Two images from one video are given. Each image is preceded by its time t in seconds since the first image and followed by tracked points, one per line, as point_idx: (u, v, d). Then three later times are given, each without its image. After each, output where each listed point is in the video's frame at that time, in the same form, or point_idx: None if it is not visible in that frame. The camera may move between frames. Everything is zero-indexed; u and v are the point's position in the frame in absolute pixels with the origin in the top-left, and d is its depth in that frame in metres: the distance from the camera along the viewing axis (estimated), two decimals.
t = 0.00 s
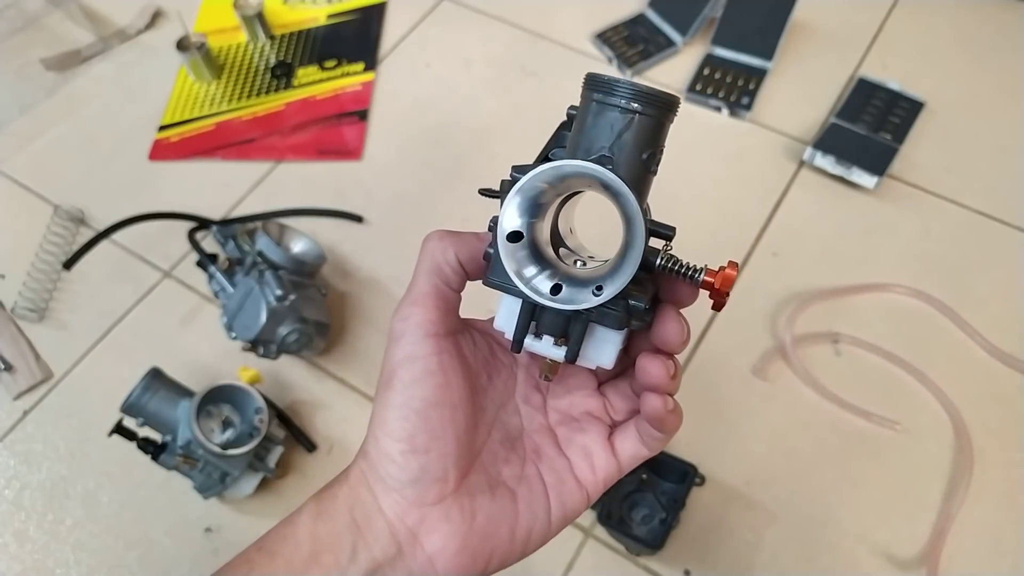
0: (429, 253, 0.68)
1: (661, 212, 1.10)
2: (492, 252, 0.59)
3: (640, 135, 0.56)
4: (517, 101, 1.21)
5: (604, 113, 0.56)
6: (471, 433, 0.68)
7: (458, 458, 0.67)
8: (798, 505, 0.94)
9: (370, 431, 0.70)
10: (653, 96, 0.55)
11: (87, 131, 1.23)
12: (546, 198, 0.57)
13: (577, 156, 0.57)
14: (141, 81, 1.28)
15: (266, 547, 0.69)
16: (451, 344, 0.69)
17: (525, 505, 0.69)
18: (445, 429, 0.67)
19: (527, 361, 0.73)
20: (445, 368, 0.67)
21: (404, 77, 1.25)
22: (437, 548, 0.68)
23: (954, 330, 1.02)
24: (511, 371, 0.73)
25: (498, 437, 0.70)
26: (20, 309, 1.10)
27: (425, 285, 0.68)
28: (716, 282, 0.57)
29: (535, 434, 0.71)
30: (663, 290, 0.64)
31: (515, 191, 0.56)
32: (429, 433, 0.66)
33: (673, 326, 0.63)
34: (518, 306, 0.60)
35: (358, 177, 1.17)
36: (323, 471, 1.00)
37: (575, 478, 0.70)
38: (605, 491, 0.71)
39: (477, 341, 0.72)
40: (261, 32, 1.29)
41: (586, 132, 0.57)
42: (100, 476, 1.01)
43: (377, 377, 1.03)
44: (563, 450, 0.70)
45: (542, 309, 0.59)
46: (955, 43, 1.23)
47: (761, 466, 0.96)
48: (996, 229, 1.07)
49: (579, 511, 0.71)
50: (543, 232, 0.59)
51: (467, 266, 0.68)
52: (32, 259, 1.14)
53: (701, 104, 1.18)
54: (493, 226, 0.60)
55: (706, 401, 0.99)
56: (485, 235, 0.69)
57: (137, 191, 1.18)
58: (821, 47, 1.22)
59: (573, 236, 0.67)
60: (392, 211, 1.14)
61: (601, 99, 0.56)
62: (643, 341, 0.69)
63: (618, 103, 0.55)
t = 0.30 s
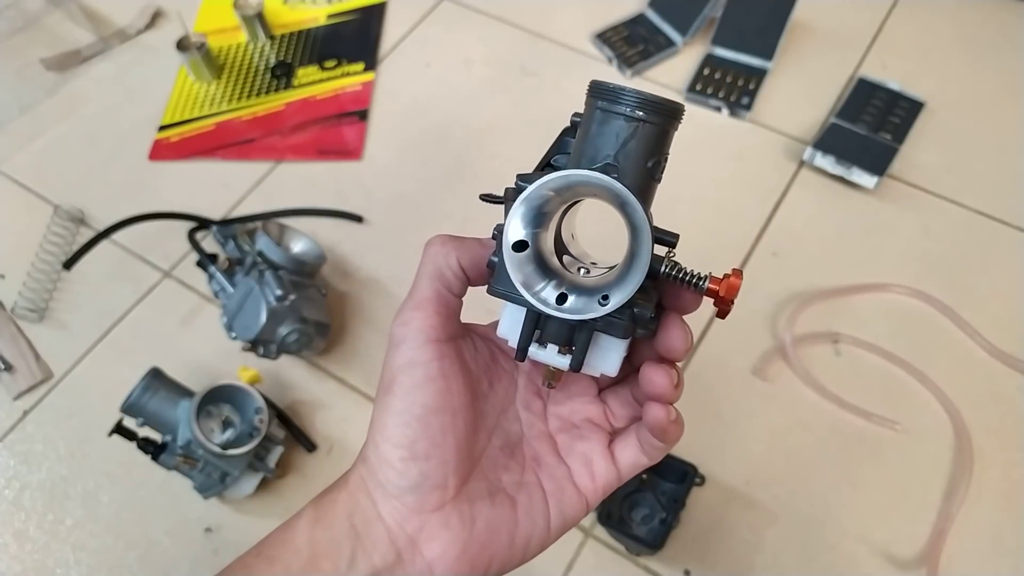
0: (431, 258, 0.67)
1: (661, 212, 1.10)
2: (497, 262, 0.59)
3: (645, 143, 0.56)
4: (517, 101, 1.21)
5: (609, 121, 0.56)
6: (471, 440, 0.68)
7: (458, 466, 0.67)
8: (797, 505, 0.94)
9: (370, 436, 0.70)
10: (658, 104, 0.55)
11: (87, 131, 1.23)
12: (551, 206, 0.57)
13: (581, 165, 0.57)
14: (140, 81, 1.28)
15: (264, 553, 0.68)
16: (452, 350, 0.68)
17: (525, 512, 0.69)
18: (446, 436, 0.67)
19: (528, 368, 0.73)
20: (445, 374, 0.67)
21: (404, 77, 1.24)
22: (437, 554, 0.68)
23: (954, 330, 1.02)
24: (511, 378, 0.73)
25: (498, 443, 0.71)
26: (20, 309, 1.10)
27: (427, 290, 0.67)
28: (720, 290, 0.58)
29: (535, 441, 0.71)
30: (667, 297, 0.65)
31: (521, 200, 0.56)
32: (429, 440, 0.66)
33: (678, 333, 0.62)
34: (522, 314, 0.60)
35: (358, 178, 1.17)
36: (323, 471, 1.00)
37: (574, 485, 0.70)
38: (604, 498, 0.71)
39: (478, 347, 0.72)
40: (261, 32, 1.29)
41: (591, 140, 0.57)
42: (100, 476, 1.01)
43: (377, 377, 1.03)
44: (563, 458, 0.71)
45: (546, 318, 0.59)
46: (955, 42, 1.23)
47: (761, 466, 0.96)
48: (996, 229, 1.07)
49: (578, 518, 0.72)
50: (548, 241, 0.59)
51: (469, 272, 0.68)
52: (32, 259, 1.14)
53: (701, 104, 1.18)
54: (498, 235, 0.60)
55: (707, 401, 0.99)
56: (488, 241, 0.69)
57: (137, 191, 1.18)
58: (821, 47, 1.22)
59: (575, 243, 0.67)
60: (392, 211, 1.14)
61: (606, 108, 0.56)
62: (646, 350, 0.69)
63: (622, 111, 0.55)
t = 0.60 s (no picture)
0: (425, 258, 0.67)
1: (661, 212, 1.10)
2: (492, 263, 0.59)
3: (640, 141, 0.56)
4: (517, 101, 1.21)
5: (603, 119, 0.56)
6: (467, 442, 0.68)
7: (453, 469, 0.67)
8: (797, 505, 0.94)
9: (364, 440, 0.70)
10: (651, 102, 0.55)
11: (88, 131, 1.23)
12: (544, 206, 0.57)
13: (575, 163, 0.57)
14: (140, 81, 1.28)
15: (258, 560, 0.69)
16: (447, 351, 0.68)
17: (521, 516, 0.69)
18: (441, 439, 0.66)
19: (524, 369, 0.73)
20: (440, 376, 0.67)
21: (404, 77, 1.24)
22: (432, 558, 0.68)
23: (954, 330, 1.02)
24: (508, 379, 0.73)
25: (494, 446, 0.71)
26: (20, 309, 1.10)
27: (421, 291, 0.67)
28: (717, 289, 0.58)
29: (532, 443, 0.71)
30: (663, 298, 0.64)
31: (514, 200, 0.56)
32: (424, 443, 0.66)
33: (675, 334, 0.62)
34: (517, 316, 0.60)
35: (358, 178, 1.17)
36: (323, 471, 1.00)
37: (571, 488, 0.70)
38: (601, 501, 0.71)
39: (473, 348, 0.72)
40: (261, 32, 1.29)
41: (585, 139, 0.57)
42: (100, 476, 1.01)
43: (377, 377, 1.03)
44: (559, 460, 0.71)
45: (542, 319, 0.58)
46: (955, 43, 1.23)
47: (761, 466, 0.96)
48: (996, 230, 1.07)
49: (575, 521, 0.72)
50: (542, 241, 0.59)
51: (463, 272, 0.68)
52: (32, 259, 1.13)
53: (701, 104, 1.18)
54: (491, 235, 0.60)
55: (707, 401, 0.99)
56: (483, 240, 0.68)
57: (137, 191, 1.18)
58: (820, 47, 1.22)
59: (570, 242, 0.67)
60: (393, 211, 1.14)
61: (600, 106, 0.56)
62: (643, 350, 0.69)
63: (616, 109, 0.55)
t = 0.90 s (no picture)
0: (415, 256, 0.67)
1: (661, 213, 1.10)
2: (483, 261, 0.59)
3: (632, 136, 0.56)
4: (517, 101, 1.21)
5: (595, 114, 0.56)
6: (459, 444, 0.68)
7: (445, 471, 0.67)
8: (797, 505, 0.94)
9: (355, 442, 0.70)
10: (644, 95, 0.55)
11: (88, 131, 1.23)
12: (535, 204, 0.57)
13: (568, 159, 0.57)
14: (140, 81, 1.28)
15: (247, 564, 0.70)
16: (438, 351, 0.68)
17: (515, 517, 0.69)
18: (432, 441, 0.66)
19: (518, 368, 0.73)
20: (432, 377, 0.67)
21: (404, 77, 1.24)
22: (425, 561, 0.68)
23: (954, 330, 1.02)
24: (501, 378, 0.73)
25: (487, 446, 0.71)
26: (20, 309, 1.10)
27: (411, 291, 0.67)
28: (713, 286, 0.58)
29: (526, 443, 0.71)
30: (659, 294, 0.64)
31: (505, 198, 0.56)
32: (415, 445, 0.66)
33: (670, 332, 0.62)
34: (508, 315, 0.61)
35: (358, 178, 1.17)
36: (323, 471, 1.00)
37: (566, 489, 0.70)
38: (597, 501, 0.71)
39: (466, 347, 0.72)
40: (261, 32, 1.29)
41: (577, 134, 0.57)
42: (100, 476, 1.01)
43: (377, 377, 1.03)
44: (554, 460, 0.70)
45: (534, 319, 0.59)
46: (955, 43, 1.23)
47: (761, 466, 0.96)
48: (995, 230, 1.07)
49: (571, 522, 0.72)
50: (533, 239, 0.59)
51: (454, 270, 0.67)
52: (32, 259, 1.14)
53: (701, 104, 1.18)
54: (483, 233, 0.60)
55: (707, 401, 0.99)
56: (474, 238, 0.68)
57: (137, 191, 1.18)
58: (820, 47, 1.22)
59: (564, 239, 0.67)
60: (393, 211, 1.14)
61: (591, 100, 0.56)
62: (640, 349, 0.69)
63: (609, 103, 0.55)
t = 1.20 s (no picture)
0: (423, 262, 0.67)
1: (661, 213, 1.10)
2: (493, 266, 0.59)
3: (642, 144, 0.56)
4: (517, 101, 1.21)
5: (604, 122, 0.56)
6: (464, 451, 0.68)
7: (450, 478, 0.67)
8: (797, 505, 0.94)
9: (360, 448, 0.70)
10: (653, 104, 0.55)
11: (87, 131, 1.23)
12: (545, 211, 0.57)
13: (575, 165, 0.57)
14: (141, 81, 1.28)
15: (252, 568, 0.70)
16: (444, 358, 0.68)
17: (520, 524, 0.69)
18: (438, 448, 0.66)
19: (523, 373, 0.73)
20: (438, 383, 0.67)
21: (404, 77, 1.24)
22: (429, 568, 0.68)
23: (954, 330, 1.02)
24: (506, 384, 0.73)
25: (492, 453, 0.70)
26: (20, 309, 1.10)
27: (418, 297, 0.67)
28: (720, 295, 0.58)
29: (531, 450, 0.71)
30: (666, 302, 0.64)
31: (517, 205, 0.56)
32: (420, 452, 0.66)
33: (677, 340, 0.63)
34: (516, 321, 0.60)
35: (358, 178, 1.17)
36: (323, 471, 1.00)
37: (570, 495, 0.70)
38: (601, 508, 0.71)
39: (472, 354, 0.72)
40: (261, 33, 1.29)
41: (586, 141, 0.56)
42: (100, 476, 1.01)
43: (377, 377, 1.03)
44: (559, 467, 0.70)
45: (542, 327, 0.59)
46: (955, 43, 1.23)
47: (761, 466, 0.96)
48: (996, 230, 1.07)
49: (575, 529, 0.72)
50: (542, 246, 0.59)
51: (461, 276, 0.67)
52: (32, 259, 1.14)
53: (701, 104, 1.18)
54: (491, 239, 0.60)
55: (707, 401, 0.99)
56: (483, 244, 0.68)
57: (137, 192, 1.18)
58: (821, 47, 1.22)
59: (570, 247, 0.67)
60: (393, 211, 1.14)
61: (601, 107, 0.56)
62: (646, 357, 0.69)
63: (618, 111, 0.55)
